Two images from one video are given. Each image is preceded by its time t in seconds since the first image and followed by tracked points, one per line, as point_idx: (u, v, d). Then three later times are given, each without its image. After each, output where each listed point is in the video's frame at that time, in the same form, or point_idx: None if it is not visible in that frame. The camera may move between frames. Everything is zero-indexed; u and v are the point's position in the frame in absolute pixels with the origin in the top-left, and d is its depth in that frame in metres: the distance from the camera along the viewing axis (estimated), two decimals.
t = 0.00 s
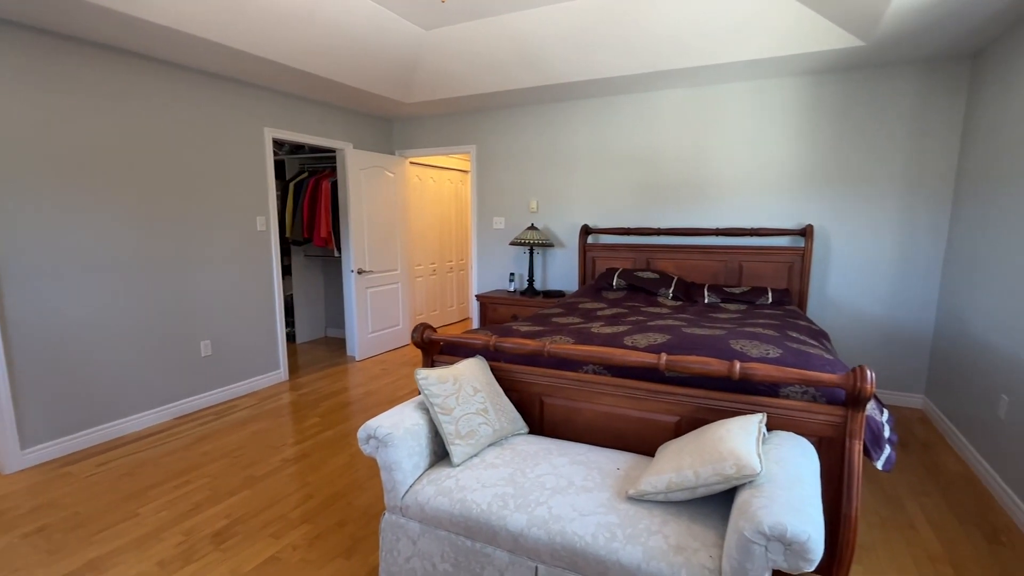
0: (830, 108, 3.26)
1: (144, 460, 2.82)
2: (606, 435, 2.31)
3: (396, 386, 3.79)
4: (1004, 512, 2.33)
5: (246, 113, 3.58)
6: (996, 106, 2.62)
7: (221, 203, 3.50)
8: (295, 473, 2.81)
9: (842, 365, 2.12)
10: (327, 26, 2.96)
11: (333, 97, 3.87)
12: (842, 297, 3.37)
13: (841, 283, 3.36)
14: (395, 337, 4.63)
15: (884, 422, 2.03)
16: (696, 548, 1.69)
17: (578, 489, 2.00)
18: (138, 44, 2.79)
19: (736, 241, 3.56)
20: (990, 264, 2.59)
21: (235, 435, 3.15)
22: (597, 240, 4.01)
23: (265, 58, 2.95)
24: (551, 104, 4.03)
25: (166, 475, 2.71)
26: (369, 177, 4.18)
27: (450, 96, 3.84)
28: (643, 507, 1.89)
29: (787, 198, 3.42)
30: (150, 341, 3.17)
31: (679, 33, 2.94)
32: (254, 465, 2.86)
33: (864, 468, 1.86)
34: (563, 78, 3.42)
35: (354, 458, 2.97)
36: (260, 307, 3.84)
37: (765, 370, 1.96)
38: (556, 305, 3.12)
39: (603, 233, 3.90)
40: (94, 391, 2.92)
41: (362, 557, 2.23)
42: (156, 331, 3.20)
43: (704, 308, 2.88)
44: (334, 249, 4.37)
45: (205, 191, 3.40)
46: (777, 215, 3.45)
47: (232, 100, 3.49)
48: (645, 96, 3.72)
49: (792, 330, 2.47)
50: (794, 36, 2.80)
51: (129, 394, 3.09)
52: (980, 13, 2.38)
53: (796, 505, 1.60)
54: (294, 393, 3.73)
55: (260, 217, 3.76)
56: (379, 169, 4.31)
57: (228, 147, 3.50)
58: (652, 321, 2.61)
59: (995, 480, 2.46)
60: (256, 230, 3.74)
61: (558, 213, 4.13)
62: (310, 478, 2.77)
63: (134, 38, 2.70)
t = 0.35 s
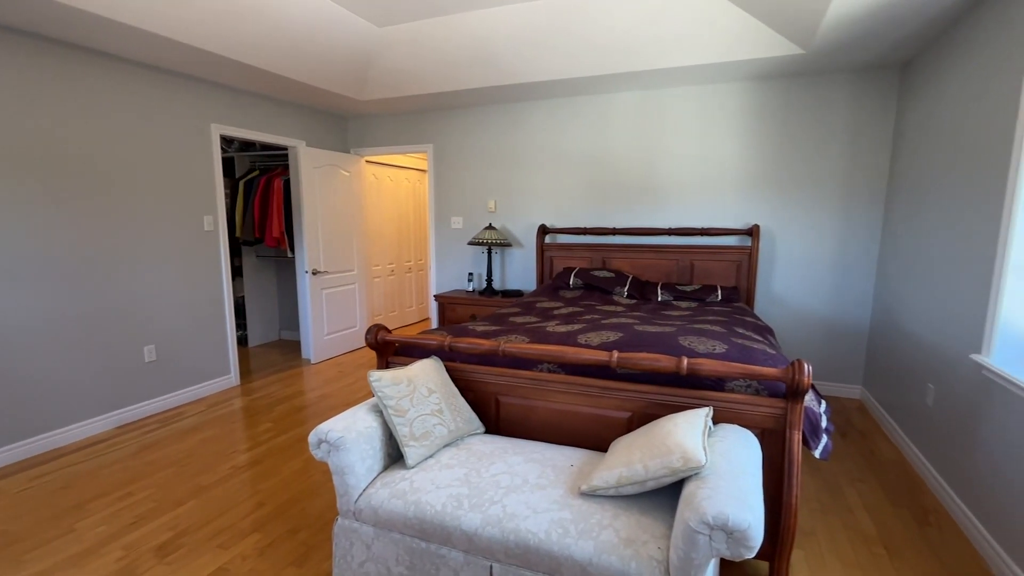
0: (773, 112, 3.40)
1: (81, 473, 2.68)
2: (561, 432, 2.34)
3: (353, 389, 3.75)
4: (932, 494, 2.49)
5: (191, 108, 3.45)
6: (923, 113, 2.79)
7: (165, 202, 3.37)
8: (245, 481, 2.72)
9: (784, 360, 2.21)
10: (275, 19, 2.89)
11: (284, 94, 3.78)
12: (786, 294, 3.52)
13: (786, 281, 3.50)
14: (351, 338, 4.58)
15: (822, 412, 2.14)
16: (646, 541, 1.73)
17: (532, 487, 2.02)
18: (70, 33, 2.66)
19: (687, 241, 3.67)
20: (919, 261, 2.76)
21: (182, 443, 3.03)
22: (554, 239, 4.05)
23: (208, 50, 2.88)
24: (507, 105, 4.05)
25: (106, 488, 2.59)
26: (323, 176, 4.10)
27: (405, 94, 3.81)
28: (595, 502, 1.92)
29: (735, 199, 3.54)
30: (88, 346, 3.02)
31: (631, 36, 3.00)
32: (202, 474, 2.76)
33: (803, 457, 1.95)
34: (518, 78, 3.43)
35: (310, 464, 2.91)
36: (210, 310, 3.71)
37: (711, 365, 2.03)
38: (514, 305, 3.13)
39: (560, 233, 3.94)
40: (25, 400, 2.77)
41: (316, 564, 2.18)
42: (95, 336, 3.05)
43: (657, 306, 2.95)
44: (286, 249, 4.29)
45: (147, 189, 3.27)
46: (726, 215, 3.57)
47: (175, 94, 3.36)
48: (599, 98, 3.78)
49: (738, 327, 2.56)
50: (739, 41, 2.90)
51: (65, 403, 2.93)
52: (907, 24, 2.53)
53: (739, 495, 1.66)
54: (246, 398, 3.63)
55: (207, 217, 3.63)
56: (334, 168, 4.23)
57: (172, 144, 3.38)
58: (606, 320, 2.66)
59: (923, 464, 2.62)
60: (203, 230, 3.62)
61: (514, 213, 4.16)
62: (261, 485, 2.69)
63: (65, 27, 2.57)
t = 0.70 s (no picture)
0: (722, 115, 3.51)
1: (15, 487, 2.53)
2: (518, 430, 2.35)
3: (310, 392, 3.68)
4: (870, 480, 2.63)
5: (134, 102, 3.30)
6: (860, 119, 2.94)
7: (107, 200, 3.22)
8: (194, 490, 2.63)
9: (731, 355, 2.29)
10: (224, 13, 2.81)
11: (234, 89, 3.67)
12: (737, 292, 3.64)
13: (736, 279, 3.63)
14: (308, 340, 4.50)
15: (767, 405, 2.23)
16: (599, 535, 1.76)
17: (488, 486, 2.02)
18: None
19: (641, 241, 3.76)
20: (857, 259, 2.91)
21: (126, 453, 2.90)
22: (513, 239, 4.07)
23: (151, 44, 2.77)
24: (464, 104, 4.04)
25: (42, 502, 2.45)
26: (276, 174, 4.03)
27: (361, 91, 3.76)
28: (550, 499, 1.94)
29: (688, 199, 3.64)
30: (22, 353, 2.85)
31: (586, 39, 3.05)
32: (148, 484, 2.65)
33: (749, 448, 2.02)
34: (475, 77, 3.43)
35: (263, 470, 2.83)
36: (157, 313, 3.57)
37: (662, 361, 2.08)
38: (472, 305, 3.13)
39: (519, 232, 3.96)
40: None
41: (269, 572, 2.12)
42: (30, 343, 2.89)
43: (614, 304, 3.00)
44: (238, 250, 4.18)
45: (86, 187, 3.11)
46: (680, 215, 3.67)
47: (117, 87, 3.20)
48: (555, 99, 3.82)
49: (690, 324, 2.64)
50: (689, 47, 2.98)
51: None
52: (844, 34, 2.65)
53: (687, 487, 1.71)
54: (197, 404, 3.51)
55: (152, 216, 3.49)
56: (287, 166, 4.17)
57: (114, 140, 3.22)
58: (563, 318, 2.69)
59: (862, 452, 2.76)
60: (148, 230, 3.47)
61: (473, 213, 4.16)
62: (211, 493, 2.60)
63: None
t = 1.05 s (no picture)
0: (678, 118, 3.60)
1: None
2: (478, 430, 2.36)
3: (266, 396, 3.60)
4: (816, 469, 2.75)
5: (74, 96, 3.14)
6: (806, 124, 3.06)
7: (45, 199, 3.06)
8: (142, 500, 2.52)
9: (684, 352, 2.35)
10: (170, 5, 2.71)
11: (184, 84, 3.54)
12: (693, 290, 3.74)
13: (693, 278, 3.73)
14: (265, 343, 4.40)
15: (717, 399, 2.30)
16: (555, 532, 1.79)
17: (445, 487, 2.02)
18: None
19: (600, 241, 3.82)
20: (804, 258, 3.03)
21: (68, 464, 2.77)
22: (475, 239, 4.07)
23: (92, 35, 2.65)
24: (423, 103, 4.01)
25: None
26: (229, 173, 3.91)
27: (318, 89, 3.69)
28: (507, 498, 1.95)
29: (646, 200, 3.71)
30: None
31: (543, 40, 3.07)
32: (91, 496, 2.53)
33: (700, 442, 2.08)
34: (435, 76, 3.41)
35: (216, 478, 2.75)
36: (102, 317, 3.41)
37: (617, 359, 2.12)
38: (433, 305, 3.12)
39: (481, 233, 3.97)
40: None
41: None
42: None
43: (574, 303, 3.04)
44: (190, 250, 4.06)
45: (22, 185, 2.94)
46: (638, 216, 3.74)
47: (56, 80, 3.04)
48: (515, 100, 3.83)
49: (647, 322, 2.69)
50: (644, 50, 3.05)
51: None
52: (790, 41, 2.76)
53: (639, 481, 1.75)
54: (146, 411, 3.38)
55: (95, 216, 3.33)
56: (240, 164, 4.05)
57: (52, 135, 3.06)
58: (522, 318, 2.71)
59: (810, 443, 2.88)
60: (91, 230, 3.32)
61: (433, 213, 4.13)
62: (161, 503, 2.51)
63: None
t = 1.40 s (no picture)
0: (639, 119, 3.66)
1: None
2: (441, 431, 2.35)
3: (225, 401, 3.50)
4: (771, 461, 2.84)
5: (15, 89, 2.97)
6: (761, 127, 3.17)
7: None
8: (90, 512, 2.42)
9: (644, 349, 2.40)
10: None
11: (134, 78, 3.41)
12: (655, 289, 3.82)
13: (654, 277, 3.80)
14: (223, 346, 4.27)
15: (676, 395, 2.36)
16: (516, 530, 1.80)
17: (407, 489, 2.00)
18: None
19: (564, 240, 3.86)
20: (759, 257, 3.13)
21: (9, 477, 2.63)
22: (439, 239, 4.05)
23: (32, 26, 2.53)
24: (386, 102, 3.97)
25: None
26: (182, 171, 3.78)
27: (277, 86, 3.61)
28: (468, 499, 1.95)
29: (608, 200, 3.77)
30: None
31: (505, 41, 3.08)
32: (35, 509, 2.41)
33: (659, 437, 2.12)
34: (397, 74, 3.38)
35: (169, 487, 2.66)
36: (46, 321, 3.26)
37: (578, 357, 2.14)
38: (397, 306, 3.08)
39: (445, 233, 3.95)
40: None
41: None
42: None
43: (538, 303, 3.07)
44: (142, 251, 3.91)
45: None
46: (601, 216, 3.79)
47: None
48: (478, 100, 3.83)
49: (609, 320, 2.73)
50: (605, 51, 3.09)
51: None
52: (744, 46, 2.84)
53: (599, 478, 1.77)
54: (95, 419, 3.24)
55: (37, 215, 3.17)
56: (195, 161, 3.91)
57: None
58: (486, 318, 2.71)
59: (766, 436, 2.98)
60: (33, 229, 3.16)
61: (397, 213, 4.10)
62: (110, 514, 2.41)
63: None
